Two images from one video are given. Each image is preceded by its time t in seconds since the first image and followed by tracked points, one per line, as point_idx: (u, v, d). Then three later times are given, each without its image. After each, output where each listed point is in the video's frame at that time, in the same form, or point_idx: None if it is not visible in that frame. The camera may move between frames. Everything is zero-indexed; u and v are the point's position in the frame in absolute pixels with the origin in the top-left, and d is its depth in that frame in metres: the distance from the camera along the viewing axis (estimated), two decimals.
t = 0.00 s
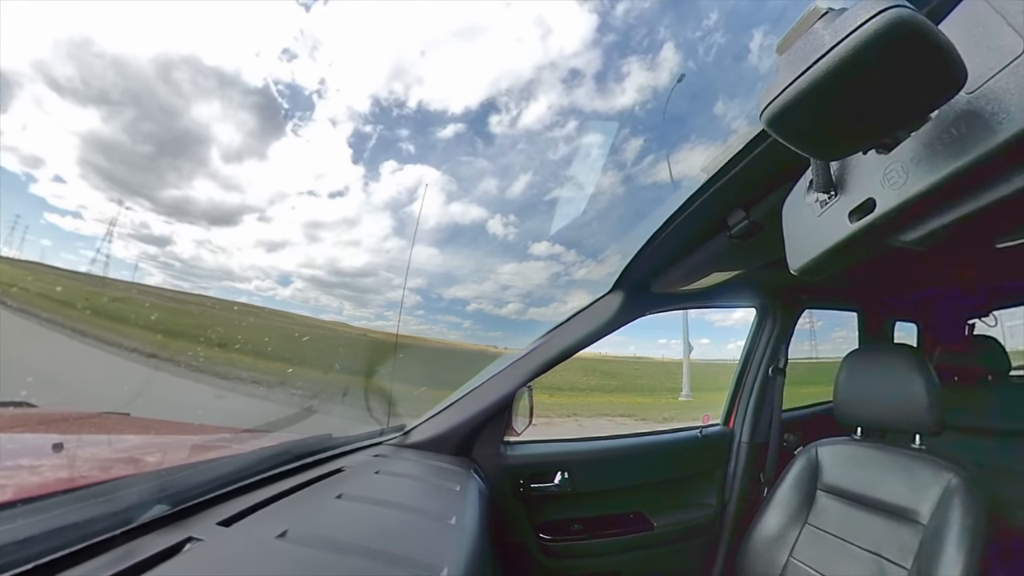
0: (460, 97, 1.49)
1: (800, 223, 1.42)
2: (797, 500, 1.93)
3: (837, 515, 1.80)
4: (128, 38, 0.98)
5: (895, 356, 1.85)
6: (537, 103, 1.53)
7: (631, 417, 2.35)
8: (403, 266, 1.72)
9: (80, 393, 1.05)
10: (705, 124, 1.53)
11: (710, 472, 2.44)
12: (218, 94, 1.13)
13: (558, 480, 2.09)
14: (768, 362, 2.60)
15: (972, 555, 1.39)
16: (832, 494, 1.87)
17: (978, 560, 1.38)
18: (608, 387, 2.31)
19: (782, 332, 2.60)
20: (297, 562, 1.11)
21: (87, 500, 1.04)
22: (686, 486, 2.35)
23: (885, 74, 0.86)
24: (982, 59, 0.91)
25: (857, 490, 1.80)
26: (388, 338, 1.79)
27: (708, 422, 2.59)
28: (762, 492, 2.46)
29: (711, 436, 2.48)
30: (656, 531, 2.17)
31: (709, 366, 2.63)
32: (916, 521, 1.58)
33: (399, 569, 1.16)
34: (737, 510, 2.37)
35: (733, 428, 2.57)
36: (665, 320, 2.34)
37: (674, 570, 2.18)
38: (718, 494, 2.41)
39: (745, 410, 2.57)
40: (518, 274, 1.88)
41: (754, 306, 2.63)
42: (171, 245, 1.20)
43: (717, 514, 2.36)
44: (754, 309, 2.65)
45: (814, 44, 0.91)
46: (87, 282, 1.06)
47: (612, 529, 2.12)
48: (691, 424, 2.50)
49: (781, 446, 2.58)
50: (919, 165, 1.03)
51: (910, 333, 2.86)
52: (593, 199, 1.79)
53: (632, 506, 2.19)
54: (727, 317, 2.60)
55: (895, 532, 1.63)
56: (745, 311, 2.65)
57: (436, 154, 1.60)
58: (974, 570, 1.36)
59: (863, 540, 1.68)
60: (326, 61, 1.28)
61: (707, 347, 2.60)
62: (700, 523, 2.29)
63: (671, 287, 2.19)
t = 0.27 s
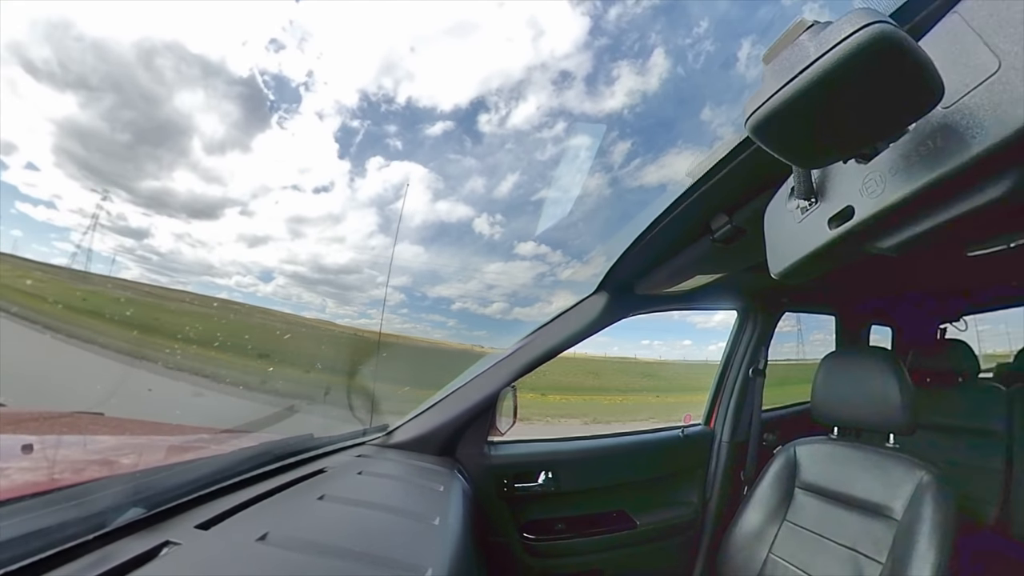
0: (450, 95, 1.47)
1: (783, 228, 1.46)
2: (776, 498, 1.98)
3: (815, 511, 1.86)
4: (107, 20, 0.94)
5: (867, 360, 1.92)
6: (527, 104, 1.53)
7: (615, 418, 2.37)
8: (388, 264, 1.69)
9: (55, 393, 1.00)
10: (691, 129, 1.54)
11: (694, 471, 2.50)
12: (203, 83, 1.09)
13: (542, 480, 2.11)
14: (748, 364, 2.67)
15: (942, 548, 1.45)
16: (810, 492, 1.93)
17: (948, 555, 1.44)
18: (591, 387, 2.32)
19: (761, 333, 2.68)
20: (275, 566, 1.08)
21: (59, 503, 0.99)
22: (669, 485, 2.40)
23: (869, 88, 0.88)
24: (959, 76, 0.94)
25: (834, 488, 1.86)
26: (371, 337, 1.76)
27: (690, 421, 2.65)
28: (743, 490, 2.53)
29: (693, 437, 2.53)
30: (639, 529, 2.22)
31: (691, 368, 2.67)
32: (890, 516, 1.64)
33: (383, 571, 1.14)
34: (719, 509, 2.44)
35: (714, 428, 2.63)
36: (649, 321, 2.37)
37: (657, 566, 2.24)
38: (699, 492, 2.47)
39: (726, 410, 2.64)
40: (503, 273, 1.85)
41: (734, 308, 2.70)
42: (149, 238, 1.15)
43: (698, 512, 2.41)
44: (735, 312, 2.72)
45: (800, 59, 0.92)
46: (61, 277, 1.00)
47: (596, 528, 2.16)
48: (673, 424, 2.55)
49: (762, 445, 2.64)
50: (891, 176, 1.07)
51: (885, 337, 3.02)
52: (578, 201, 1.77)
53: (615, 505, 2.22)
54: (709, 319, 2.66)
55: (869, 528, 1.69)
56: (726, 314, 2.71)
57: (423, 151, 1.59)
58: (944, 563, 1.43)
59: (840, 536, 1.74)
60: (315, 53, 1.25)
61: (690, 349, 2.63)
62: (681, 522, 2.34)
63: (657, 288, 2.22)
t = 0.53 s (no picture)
0: (438, 91, 1.45)
1: (763, 233, 1.50)
2: (753, 494, 1.98)
3: (790, 507, 1.86)
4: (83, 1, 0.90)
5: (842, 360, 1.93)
6: (515, 103, 1.53)
7: (595, 418, 2.39)
8: (371, 261, 1.66)
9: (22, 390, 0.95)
10: (676, 132, 1.56)
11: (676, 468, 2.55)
12: (184, 70, 1.06)
13: (524, 479, 2.13)
14: (727, 365, 2.74)
15: (914, 544, 1.45)
16: (787, 489, 1.93)
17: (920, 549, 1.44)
18: (575, 387, 2.32)
19: (741, 335, 2.74)
20: (254, 568, 1.06)
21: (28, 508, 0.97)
22: (650, 483, 2.43)
23: (848, 101, 0.91)
24: (933, 93, 0.98)
25: (809, 484, 1.86)
26: (353, 334, 1.72)
27: (671, 420, 2.70)
28: (720, 487, 2.61)
29: (674, 436, 2.57)
30: (621, 527, 2.25)
31: (672, 369, 2.70)
32: (862, 511, 1.64)
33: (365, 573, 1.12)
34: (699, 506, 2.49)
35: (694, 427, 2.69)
36: (631, 322, 2.38)
37: (638, 564, 2.28)
38: (680, 489, 2.51)
39: (705, 409, 2.70)
40: (487, 272, 1.82)
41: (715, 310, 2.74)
42: (124, 230, 1.11)
43: (678, 510, 2.45)
44: (716, 314, 2.77)
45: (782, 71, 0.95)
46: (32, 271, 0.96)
47: (579, 527, 2.18)
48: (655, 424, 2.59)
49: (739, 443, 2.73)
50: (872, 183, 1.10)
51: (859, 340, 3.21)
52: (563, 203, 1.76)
53: (598, 504, 2.25)
54: (690, 320, 2.68)
55: (843, 524, 1.69)
56: (707, 316, 2.75)
57: (409, 147, 1.56)
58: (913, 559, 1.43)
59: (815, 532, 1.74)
60: (303, 43, 1.21)
61: (669, 349, 2.65)
62: (662, 520, 2.38)
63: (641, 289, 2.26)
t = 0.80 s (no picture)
0: (420, 85, 1.43)
1: (737, 236, 1.55)
2: (722, 489, 2.02)
3: (755, 501, 1.91)
4: None
5: (806, 360, 1.97)
6: (498, 100, 1.52)
7: (564, 416, 2.44)
8: (345, 254, 1.61)
9: None
10: (655, 138, 1.59)
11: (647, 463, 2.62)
12: (155, 46, 1.00)
13: (498, 476, 2.14)
14: (698, 364, 2.81)
15: (872, 534, 1.49)
16: (754, 483, 1.97)
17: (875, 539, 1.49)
18: (547, 384, 2.35)
19: (711, 335, 2.82)
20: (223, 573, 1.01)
21: None
22: (620, 479, 2.48)
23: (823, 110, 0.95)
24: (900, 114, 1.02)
25: (774, 478, 1.90)
26: (325, 329, 1.68)
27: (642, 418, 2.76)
28: (692, 484, 2.67)
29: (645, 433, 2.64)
30: (595, 522, 2.29)
31: (642, 367, 2.77)
32: (824, 504, 1.68)
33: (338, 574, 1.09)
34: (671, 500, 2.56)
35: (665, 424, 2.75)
36: (605, 322, 2.44)
37: (609, 558, 2.32)
38: (651, 485, 2.57)
39: (676, 407, 2.77)
40: (462, 268, 1.80)
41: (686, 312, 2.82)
42: (84, 215, 1.04)
43: (650, 504, 2.51)
44: (687, 315, 2.84)
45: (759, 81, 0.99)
46: None
47: (552, 522, 2.21)
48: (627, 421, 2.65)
49: (708, 441, 2.79)
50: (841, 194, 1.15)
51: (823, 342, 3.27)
52: (542, 202, 1.76)
53: (571, 500, 2.29)
54: (662, 321, 2.77)
55: (806, 514, 1.73)
56: (679, 316, 2.83)
57: (389, 140, 1.52)
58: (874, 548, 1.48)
59: (781, 523, 1.78)
60: (283, 27, 1.16)
61: (642, 348, 2.75)
62: (634, 514, 2.43)
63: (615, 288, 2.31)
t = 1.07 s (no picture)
0: (399, 74, 1.39)
1: (706, 239, 1.60)
2: (687, 481, 2.10)
3: (716, 492, 1.99)
4: None
5: (767, 359, 2.04)
6: (476, 94, 1.50)
7: (530, 412, 2.45)
8: (313, 245, 1.55)
9: None
10: (631, 141, 1.62)
11: (614, 456, 2.68)
12: (117, 15, 0.93)
13: (468, 471, 2.16)
14: (664, 360, 2.90)
15: (826, 521, 1.61)
16: (717, 475, 2.05)
17: (829, 527, 1.60)
18: (517, 379, 2.35)
19: (677, 333, 2.92)
20: None
21: None
22: (588, 473, 2.54)
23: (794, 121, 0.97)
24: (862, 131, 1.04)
25: (736, 470, 1.98)
26: (292, 322, 1.62)
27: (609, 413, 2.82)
28: (657, 476, 2.78)
29: (612, 427, 2.71)
30: (563, 515, 2.35)
31: (613, 363, 2.81)
32: (782, 494, 1.77)
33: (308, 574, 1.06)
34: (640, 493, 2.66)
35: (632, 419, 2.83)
36: (574, 318, 2.47)
37: (577, 550, 2.38)
38: (619, 478, 2.65)
39: (643, 403, 2.85)
40: (434, 263, 1.77)
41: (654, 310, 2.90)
42: (30, 195, 0.95)
43: (617, 496, 2.59)
44: (655, 313, 2.92)
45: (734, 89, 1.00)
46: None
47: (521, 516, 2.24)
48: (594, 416, 2.71)
49: (673, 435, 2.90)
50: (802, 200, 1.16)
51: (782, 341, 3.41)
52: (516, 199, 1.75)
53: (541, 493, 2.34)
54: (630, 319, 2.83)
55: (766, 504, 1.82)
56: (646, 315, 2.90)
57: (363, 129, 1.47)
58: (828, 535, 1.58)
59: (741, 512, 1.86)
60: (257, 4, 1.10)
61: (612, 346, 2.78)
62: (601, 507, 2.50)
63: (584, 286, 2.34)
